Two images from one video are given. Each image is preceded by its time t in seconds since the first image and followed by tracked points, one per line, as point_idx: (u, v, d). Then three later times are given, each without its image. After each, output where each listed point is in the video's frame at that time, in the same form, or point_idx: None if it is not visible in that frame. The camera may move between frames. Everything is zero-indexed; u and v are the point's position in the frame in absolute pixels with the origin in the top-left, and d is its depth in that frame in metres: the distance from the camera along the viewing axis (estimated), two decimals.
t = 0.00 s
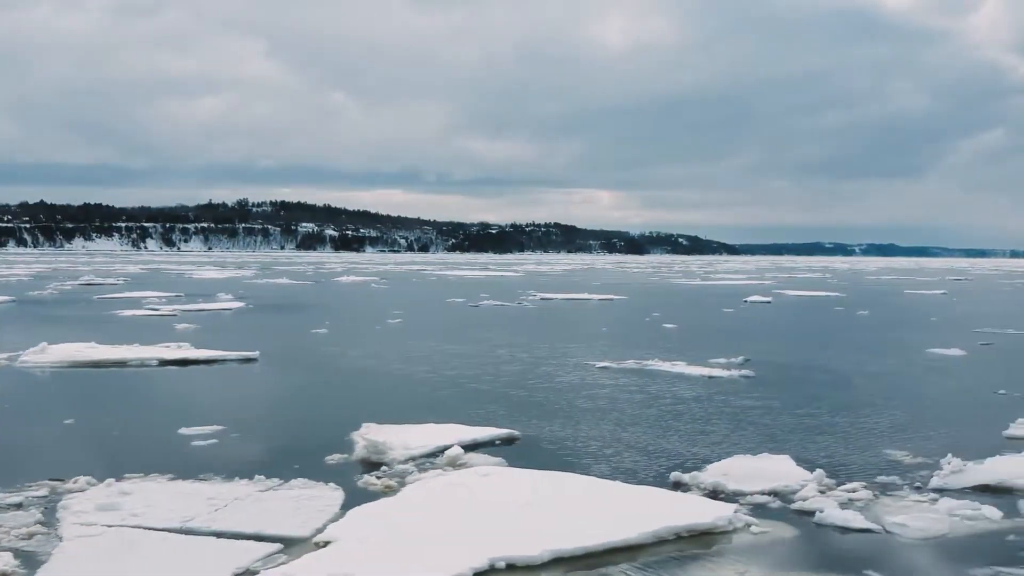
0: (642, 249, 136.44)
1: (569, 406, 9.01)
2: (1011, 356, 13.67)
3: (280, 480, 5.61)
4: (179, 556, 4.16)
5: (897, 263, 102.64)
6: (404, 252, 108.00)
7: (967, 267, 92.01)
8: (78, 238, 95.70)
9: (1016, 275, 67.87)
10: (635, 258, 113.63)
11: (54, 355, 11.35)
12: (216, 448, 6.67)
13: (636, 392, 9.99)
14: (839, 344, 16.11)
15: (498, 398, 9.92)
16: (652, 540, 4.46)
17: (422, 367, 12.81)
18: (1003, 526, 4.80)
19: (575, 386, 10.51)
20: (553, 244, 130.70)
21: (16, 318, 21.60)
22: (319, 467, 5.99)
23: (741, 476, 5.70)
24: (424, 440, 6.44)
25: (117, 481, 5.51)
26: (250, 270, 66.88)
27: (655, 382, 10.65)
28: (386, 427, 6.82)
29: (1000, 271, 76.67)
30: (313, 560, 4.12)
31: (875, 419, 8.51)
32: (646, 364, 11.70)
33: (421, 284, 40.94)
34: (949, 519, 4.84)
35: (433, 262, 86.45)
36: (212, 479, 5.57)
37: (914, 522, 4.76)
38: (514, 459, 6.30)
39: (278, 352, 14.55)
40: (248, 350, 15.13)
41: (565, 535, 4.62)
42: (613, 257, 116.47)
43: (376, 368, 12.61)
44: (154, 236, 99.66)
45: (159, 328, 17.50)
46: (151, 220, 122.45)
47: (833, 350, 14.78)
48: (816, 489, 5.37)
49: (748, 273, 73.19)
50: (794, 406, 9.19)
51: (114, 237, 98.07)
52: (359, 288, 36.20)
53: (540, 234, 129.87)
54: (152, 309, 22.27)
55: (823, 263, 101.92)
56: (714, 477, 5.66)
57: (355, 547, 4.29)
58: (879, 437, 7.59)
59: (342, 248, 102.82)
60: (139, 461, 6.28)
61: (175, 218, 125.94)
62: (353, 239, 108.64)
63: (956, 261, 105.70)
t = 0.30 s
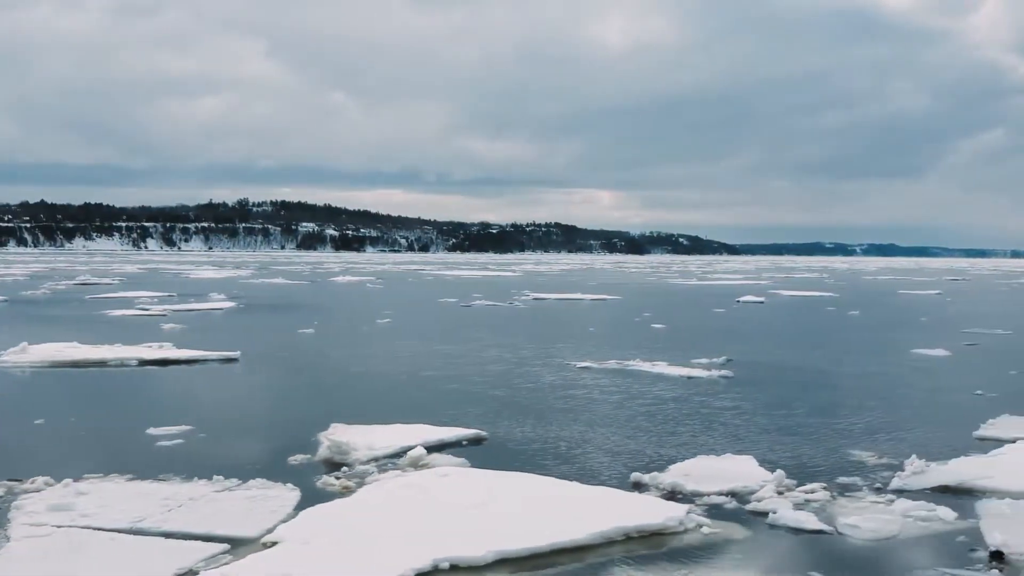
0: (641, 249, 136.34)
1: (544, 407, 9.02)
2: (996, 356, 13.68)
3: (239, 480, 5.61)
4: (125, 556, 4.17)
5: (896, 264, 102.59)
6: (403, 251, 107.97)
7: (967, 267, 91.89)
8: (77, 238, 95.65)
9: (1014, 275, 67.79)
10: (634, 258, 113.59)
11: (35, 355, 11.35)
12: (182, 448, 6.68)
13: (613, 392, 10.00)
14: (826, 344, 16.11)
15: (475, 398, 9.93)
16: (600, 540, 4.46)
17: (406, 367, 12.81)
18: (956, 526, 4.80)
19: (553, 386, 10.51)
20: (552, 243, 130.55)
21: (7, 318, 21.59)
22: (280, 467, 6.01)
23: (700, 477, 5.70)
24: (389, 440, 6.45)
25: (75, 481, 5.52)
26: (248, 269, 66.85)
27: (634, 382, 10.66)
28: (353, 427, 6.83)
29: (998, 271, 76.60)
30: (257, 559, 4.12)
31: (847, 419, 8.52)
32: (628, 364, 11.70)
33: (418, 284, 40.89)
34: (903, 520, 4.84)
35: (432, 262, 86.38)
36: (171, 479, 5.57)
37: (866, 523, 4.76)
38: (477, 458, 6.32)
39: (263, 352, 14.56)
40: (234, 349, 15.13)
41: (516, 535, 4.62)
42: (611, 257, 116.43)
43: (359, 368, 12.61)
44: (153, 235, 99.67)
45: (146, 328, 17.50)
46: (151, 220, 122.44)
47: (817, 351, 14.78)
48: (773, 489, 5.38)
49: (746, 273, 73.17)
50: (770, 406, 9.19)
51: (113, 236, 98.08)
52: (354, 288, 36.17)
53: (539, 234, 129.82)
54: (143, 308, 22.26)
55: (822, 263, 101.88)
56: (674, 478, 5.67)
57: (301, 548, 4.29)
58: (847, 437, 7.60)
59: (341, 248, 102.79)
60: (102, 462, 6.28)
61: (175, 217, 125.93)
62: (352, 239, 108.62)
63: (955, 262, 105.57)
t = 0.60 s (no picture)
0: (641, 248, 136.19)
1: (519, 407, 9.02)
2: (980, 356, 13.67)
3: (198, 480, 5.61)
4: (70, 556, 4.18)
5: (894, 264, 102.57)
6: (403, 251, 107.92)
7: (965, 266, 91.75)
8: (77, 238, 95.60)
9: (1012, 275, 67.65)
10: (633, 258, 113.54)
11: (15, 355, 11.36)
12: (147, 448, 6.69)
13: (590, 392, 10.01)
14: (813, 344, 16.09)
15: (452, 398, 9.94)
16: (549, 541, 4.47)
17: (388, 367, 12.80)
18: (909, 527, 4.79)
19: (532, 386, 10.51)
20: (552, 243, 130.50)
21: None
22: (242, 468, 6.02)
23: (660, 476, 5.71)
24: (354, 440, 6.46)
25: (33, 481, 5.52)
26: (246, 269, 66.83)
27: (613, 382, 10.66)
28: (320, 428, 6.84)
29: (997, 272, 76.49)
30: (202, 559, 4.13)
31: (820, 419, 8.52)
32: (609, 364, 11.68)
33: (413, 284, 40.86)
34: (856, 520, 4.84)
35: (430, 262, 86.34)
36: (130, 479, 5.58)
37: (817, 523, 4.76)
38: (441, 458, 6.32)
39: (248, 352, 14.57)
40: (219, 349, 15.13)
41: (466, 536, 4.62)
42: (610, 256, 116.37)
43: (341, 368, 12.61)
44: (152, 235, 99.69)
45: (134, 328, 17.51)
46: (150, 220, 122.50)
47: (802, 351, 14.76)
48: (730, 490, 5.38)
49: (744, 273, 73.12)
50: (745, 406, 9.19)
51: (112, 236, 98.11)
52: (349, 288, 36.15)
53: (538, 234, 129.68)
54: (133, 308, 22.26)
55: (820, 263, 101.85)
56: (633, 478, 5.67)
57: (247, 548, 4.29)
58: (817, 437, 7.60)
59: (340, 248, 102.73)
60: (66, 461, 6.29)
61: (174, 217, 125.91)
62: (351, 239, 108.58)
63: (955, 262, 105.36)
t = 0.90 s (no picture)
0: (640, 248, 135.96)
1: (494, 408, 9.01)
2: (964, 357, 13.66)
3: (157, 480, 5.62)
4: (15, 556, 4.19)
5: (892, 264, 102.47)
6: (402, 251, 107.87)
7: (964, 267, 91.66)
8: (77, 238, 95.63)
9: (1010, 275, 67.52)
10: (631, 258, 113.45)
11: None
12: (112, 448, 6.69)
13: (567, 392, 10.00)
14: (799, 345, 16.08)
15: (429, 399, 9.94)
16: (497, 541, 4.48)
17: (371, 368, 12.79)
18: (861, 527, 4.79)
19: (510, 386, 10.50)
20: (552, 244, 130.33)
21: None
22: (204, 467, 6.02)
23: (620, 476, 5.71)
24: (318, 441, 6.47)
25: None
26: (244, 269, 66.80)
27: (591, 382, 10.66)
28: (287, 428, 6.84)
29: (995, 273, 76.39)
30: (146, 558, 4.15)
31: (794, 419, 8.52)
32: (590, 364, 11.65)
33: (409, 284, 40.86)
34: (809, 521, 4.84)
35: (430, 261, 86.21)
36: (89, 479, 5.58)
37: (769, 523, 4.76)
38: (405, 459, 6.33)
39: (232, 352, 14.58)
40: (205, 348, 15.15)
41: (417, 535, 4.63)
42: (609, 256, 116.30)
43: (324, 369, 12.61)
44: (152, 235, 99.73)
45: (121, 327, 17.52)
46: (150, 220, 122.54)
47: (787, 351, 14.74)
48: (687, 490, 5.38)
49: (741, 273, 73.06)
50: (720, 406, 9.19)
51: (112, 236, 97.89)
52: (344, 288, 36.16)
53: (537, 234, 129.66)
54: (123, 308, 22.27)
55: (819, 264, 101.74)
56: (592, 478, 5.68)
57: (195, 547, 4.30)
58: (787, 437, 7.59)
59: (339, 247, 102.72)
60: (29, 461, 6.29)
61: (175, 216, 126.04)
62: (350, 238, 108.58)
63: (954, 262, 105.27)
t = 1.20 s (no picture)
0: (639, 248, 135.88)
1: (469, 408, 9.00)
2: (950, 356, 13.63)
3: (116, 479, 5.62)
4: None
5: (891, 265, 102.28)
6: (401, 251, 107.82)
7: (963, 267, 91.51)
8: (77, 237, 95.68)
9: (1008, 275, 67.38)
10: (630, 258, 113.33)
11: None
12: (78, 447, 6.69)
13: (545, 392, 9.99)
14: (787, 344, 16.03)
15: (407, 399, 9.92)
16: (446, 539, 4.47)
17: (354, 367, 12.77)
18: (814, 526, 4.79)
19: (489, 386, 10.49)
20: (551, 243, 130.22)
21: None
22: (166, 466, 6.02)
23: (582, 476, 5.70)
24: (283, 440, 6.45)
25: None
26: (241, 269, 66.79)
27: (570, 381, 10.65)
28: (255, 428, 6.83)
29: (994, 273, 76.26)
30: (91, 556, 4.15)
31: (768, 419, 8.51)
32: (571, 363, 11.62)
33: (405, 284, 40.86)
34: (763, 519, 4.84)
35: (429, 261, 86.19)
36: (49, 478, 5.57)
37: (722, 523, 4.77)
38: (369, 458, 6.32)
39: (217, 351, 14.58)
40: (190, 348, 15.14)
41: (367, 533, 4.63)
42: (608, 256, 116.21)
43: (307, 368, 12.60)
44: (152, 235, 99.71)
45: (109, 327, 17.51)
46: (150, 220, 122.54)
47: (772, 351, 14.70)
48: (646, 489, 5.38)
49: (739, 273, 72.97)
50: (697, 406, 9.17)
51: (111, 236, 97.91)
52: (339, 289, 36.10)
53: (537, 233, 129.45)
54: (114, 308, 22.25)
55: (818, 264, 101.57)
56: (553, 477, 5.66)
57: (142, 545, 4.31)
58: (758, 436, 7.59)
59: (338, 247, 102.70)
60: None
61: (174, 216, 126.09)
62: (348, 238, 108.45)
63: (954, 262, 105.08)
